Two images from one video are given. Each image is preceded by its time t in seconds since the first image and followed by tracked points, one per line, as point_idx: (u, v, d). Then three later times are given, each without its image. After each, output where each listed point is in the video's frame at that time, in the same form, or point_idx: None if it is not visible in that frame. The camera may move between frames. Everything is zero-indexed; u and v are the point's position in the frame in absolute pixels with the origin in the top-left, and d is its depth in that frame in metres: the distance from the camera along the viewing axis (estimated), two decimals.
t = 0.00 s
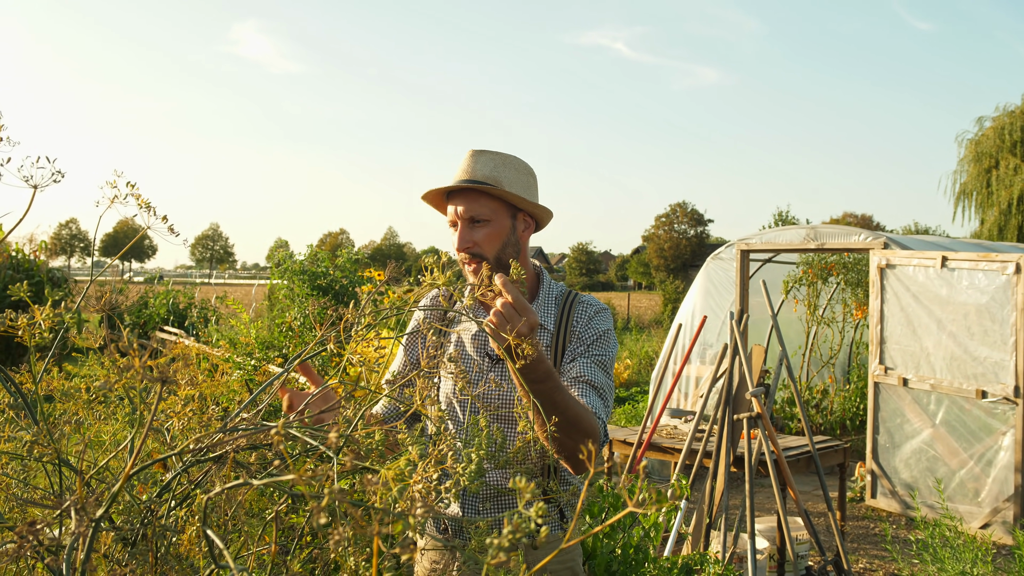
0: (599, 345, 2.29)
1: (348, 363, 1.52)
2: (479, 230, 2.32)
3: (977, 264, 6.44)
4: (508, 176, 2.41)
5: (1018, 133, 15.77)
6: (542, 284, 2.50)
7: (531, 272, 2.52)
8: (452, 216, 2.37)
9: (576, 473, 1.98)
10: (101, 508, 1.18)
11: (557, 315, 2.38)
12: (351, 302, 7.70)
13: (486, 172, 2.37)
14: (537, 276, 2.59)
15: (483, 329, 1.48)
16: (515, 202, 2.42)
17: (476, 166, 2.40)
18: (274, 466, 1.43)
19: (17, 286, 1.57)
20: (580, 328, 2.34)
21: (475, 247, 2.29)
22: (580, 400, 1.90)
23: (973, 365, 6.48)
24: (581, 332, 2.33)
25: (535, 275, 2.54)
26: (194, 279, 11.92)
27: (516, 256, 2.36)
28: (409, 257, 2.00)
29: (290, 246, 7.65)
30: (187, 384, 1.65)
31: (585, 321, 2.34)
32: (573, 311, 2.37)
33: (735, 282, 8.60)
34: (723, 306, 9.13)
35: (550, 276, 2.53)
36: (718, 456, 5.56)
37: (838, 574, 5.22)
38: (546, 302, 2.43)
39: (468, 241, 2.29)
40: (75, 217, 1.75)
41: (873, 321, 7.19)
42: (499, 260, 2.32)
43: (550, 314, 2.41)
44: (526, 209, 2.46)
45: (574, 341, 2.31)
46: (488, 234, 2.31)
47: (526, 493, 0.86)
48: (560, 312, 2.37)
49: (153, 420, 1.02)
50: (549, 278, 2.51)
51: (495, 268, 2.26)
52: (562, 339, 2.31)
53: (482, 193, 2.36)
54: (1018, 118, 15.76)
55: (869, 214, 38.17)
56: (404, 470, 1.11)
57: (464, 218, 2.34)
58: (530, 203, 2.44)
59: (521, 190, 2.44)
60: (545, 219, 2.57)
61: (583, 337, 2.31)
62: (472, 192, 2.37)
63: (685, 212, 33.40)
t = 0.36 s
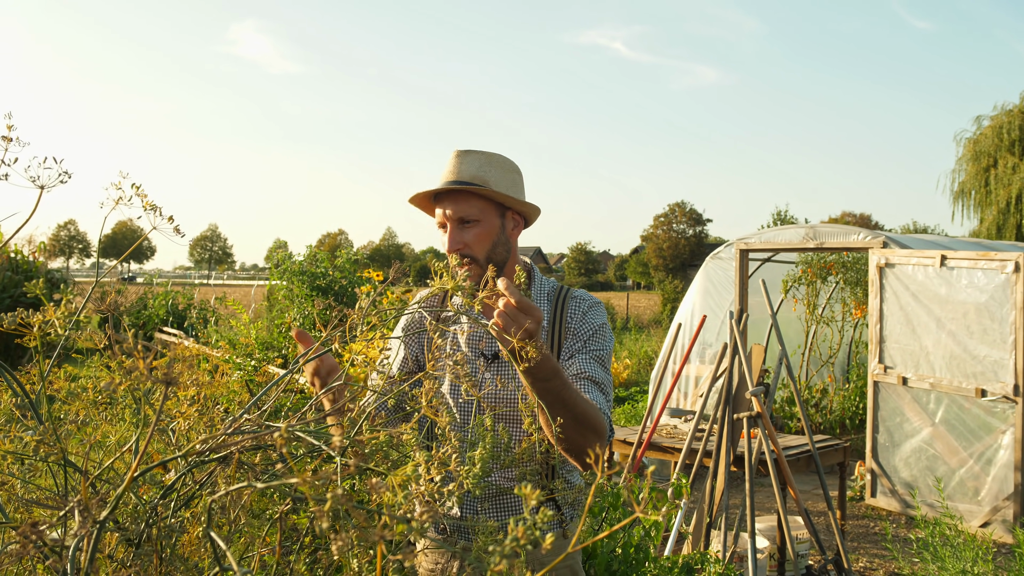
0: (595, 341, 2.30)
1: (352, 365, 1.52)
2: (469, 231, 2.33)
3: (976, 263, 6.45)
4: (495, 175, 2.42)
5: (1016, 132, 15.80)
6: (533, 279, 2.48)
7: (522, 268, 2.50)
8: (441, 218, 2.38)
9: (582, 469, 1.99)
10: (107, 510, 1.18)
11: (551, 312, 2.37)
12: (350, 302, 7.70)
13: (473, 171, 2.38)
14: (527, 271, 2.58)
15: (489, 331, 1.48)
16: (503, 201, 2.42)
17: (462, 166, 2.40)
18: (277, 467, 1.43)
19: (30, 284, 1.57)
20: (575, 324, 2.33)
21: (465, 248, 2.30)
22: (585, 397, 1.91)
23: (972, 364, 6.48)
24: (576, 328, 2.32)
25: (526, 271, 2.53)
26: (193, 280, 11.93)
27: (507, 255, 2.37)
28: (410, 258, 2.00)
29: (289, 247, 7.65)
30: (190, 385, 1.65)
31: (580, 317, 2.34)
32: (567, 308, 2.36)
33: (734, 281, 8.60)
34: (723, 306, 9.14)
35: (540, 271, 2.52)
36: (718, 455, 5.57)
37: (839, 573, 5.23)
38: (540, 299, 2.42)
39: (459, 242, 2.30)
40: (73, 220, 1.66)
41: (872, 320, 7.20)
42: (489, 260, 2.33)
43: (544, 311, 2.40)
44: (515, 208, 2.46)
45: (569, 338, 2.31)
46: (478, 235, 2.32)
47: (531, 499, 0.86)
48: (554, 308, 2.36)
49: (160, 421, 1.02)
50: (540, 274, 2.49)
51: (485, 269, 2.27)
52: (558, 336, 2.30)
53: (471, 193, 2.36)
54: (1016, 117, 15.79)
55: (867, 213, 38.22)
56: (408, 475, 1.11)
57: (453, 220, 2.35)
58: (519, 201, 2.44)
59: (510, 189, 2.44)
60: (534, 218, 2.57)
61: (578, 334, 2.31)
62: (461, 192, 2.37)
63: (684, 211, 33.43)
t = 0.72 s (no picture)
0: (590, 341, 2.31)
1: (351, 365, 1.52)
2: (528, 223, 2.28)
3: (977, 264, 6.45)
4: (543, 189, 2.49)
5: (1017, 134, 15.81)
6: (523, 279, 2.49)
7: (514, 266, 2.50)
8: (491, 204, 2.31)
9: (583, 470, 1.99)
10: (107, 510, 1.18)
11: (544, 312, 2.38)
12: (351, 303, 7.70)
13: (545, 177, 2.45)
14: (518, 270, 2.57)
15: (488, 331, 1.49)
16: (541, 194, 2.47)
17: (534, 164, 2.44)
18: (277, 466, 1.43)
19: (26, 286, 1.58)
20: (569, 324, 2.34)
21: (521, 236, 2.22)
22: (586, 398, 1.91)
23: (973, 365, 6.48)
24: (570, 329, 2.33)
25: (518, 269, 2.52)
26: (193, 280, 11.93)
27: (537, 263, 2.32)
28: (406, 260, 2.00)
29: (289, 247, 7.65)
30: (189, 386, 1.65)
31: (574, 317, 2.34)
32: (559, 307, 2.36)
33: (735, 282, 8.60)
34: (723, 307, 9.14)
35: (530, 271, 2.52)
36: (718, 457, 5.56)
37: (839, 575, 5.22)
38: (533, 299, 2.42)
39: (518, 227, 2.23)
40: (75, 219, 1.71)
41: (873, 321, 7.20)
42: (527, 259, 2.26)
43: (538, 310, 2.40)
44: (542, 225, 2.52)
45: (563, 337, 2.31)
46: (534, 230, 2.28)
47: (532, 497, 0.86)
48: (546, 308, 2.36)
49: (159, 419, 1.02)
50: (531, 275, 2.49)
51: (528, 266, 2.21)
52: (552, 336, 2.30)
53: (533, 192, 2.40)
54: (1017, 118, 15.80)
55: (868, 215, 38.26)
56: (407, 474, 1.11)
57: (516, 206, 2.30)
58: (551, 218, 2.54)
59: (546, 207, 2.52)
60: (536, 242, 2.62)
61: (572, 333, 2.32)
62: (524, 186, 2.40)
63: (685, 213, 33.45)
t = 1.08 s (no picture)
0: (585, 350, 2.30)
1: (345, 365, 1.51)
2: (521, 220, 2.27)
3: (971, 266, 6.46)
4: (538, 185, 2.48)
5: (1011, 136, 15.88)
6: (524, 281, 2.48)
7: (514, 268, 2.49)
8: (484, 202, 2.31)
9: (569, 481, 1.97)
10: (100, 508, 1.18)
11: (541, 316, 2.37)
12: (345, 302, 7.69)
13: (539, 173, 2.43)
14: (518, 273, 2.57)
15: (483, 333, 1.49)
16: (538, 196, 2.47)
17: (527, 160, 2.42)
18: (271, 466, 1.43)
19: (21, 284, 1.58)
20: (565, 331, 2.33)
21: (514, 234, 2.21)
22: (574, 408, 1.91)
23: (966, 367, 6.50)
24: (566, 336, 2.32)
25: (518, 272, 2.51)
26: (188, 279, 11.89)
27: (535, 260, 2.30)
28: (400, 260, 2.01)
29: (284, 247, 7.64)
30: (183, 385, 1.65)
31: (571, 323, 2.34)
32: (557, 314, 2.36)
33: (729, 283, 8.61)
34: (718, 308, 9.16)
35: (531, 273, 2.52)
36: (713, 458, 5.56)
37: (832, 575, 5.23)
38: (530, 303, 2.42)
39: (510, 225, 2.22)
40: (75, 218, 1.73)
41: (867, 323, 7.21)
42: (523, 256, 2.24)
43: (534, 315, 2.39)
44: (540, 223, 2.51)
45: (558, 344, 2.30)
46: (528, 227, 2.27)
47: (527, 496, 0.86)
48: (544, 313, 2.35)
49: (155, 419, 1.02)
50: (531, 276, 2.49)
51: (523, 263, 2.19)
52: (548, 342, 2.29)
53: (526, 188, 2.39)
54: (1011, 121, 15.88)
55: (862, 216, 38.38)
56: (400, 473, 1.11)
57: (509, 204, 2.29)
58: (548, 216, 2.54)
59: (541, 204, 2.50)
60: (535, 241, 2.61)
61: (569, 340, 2.31)
62: (522, 184, 2.41)
63: (680, 214, 33.49)
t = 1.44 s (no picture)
0: (581, 348, 2.29)
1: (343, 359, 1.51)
2: (513, 217, 2.27)
3: (968, 264, 6.47)
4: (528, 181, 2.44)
5: (1009, 134, 15.90)
6: (521, 275, 2.48)
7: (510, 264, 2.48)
8: (475, 201, 2.31)
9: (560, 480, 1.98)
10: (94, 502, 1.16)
11: (537, 312, 2.36)
12: (342, 298, 7.68)
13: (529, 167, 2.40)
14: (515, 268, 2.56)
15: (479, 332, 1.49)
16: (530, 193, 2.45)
17: (517, 155, 2.39)
18: (266, 460, 1.42)
19: (17, 276, 1.58)
20: (561, 329, 2.32)
21: (506, 232, 2.22)
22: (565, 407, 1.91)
23: (962, 365, 6.51)
24: (561, 332, 2.31)
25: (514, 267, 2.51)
26: (185, 274, 11.86)
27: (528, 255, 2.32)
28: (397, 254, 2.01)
29: (281, 242, 7.63)
30: (179, 379, 1.64)
31: (566, 321, 2.33)
32: (553, 310, 2.35)
33: (726, 280, 8.60)
34: (715, 305, 9.17)
35: (528, 269, 2.51)
36: (709, 454, 5.56)
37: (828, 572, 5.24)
38: (526, 300, 2.41)
39: (503, 223, 2.23)
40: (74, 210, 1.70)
41: (863, 320, 7.22)
42: (517, 254, 2.26)
43: (530, 312, 2.39)
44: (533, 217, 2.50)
45: (553, 341, 2.29)
46: (519, 224, 2.27)
47: (519, 493, 0.85)
48: (541, 310, 2.35)
49: (151, 412, 1.01)
50: (528, 272, 2.48)
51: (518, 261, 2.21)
52: (543, 339, 2.29)
53: (518, 184, 2.37)
54: (1008, 119, 15.90)
55: (860, 214, 38.45)
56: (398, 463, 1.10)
57: (500, 201, 2.29)
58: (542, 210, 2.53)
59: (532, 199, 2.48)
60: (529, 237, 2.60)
61: (564, 337, 2.30)
62: (514, 179, 2.38)
63: (678, 211, 33.50)
